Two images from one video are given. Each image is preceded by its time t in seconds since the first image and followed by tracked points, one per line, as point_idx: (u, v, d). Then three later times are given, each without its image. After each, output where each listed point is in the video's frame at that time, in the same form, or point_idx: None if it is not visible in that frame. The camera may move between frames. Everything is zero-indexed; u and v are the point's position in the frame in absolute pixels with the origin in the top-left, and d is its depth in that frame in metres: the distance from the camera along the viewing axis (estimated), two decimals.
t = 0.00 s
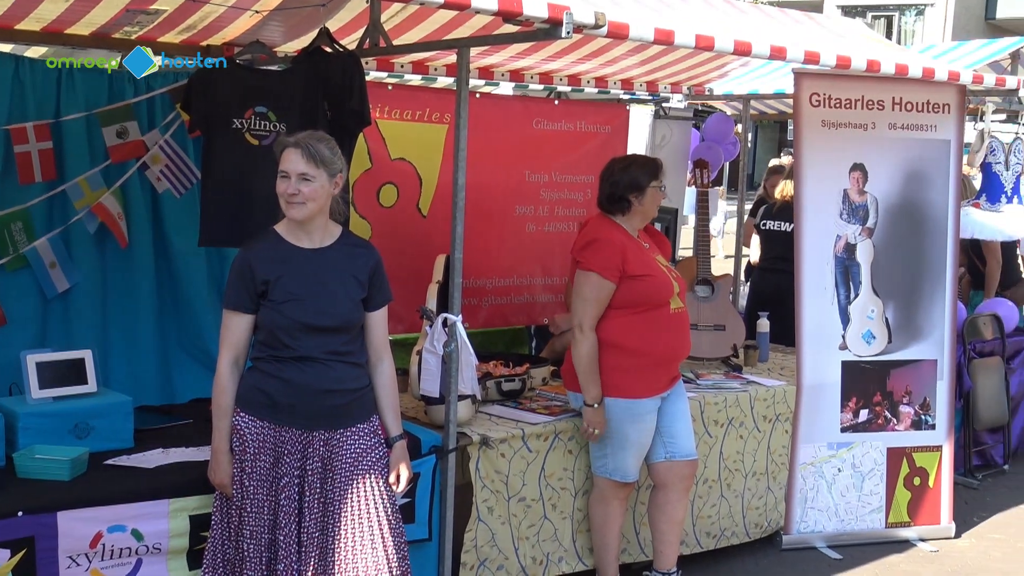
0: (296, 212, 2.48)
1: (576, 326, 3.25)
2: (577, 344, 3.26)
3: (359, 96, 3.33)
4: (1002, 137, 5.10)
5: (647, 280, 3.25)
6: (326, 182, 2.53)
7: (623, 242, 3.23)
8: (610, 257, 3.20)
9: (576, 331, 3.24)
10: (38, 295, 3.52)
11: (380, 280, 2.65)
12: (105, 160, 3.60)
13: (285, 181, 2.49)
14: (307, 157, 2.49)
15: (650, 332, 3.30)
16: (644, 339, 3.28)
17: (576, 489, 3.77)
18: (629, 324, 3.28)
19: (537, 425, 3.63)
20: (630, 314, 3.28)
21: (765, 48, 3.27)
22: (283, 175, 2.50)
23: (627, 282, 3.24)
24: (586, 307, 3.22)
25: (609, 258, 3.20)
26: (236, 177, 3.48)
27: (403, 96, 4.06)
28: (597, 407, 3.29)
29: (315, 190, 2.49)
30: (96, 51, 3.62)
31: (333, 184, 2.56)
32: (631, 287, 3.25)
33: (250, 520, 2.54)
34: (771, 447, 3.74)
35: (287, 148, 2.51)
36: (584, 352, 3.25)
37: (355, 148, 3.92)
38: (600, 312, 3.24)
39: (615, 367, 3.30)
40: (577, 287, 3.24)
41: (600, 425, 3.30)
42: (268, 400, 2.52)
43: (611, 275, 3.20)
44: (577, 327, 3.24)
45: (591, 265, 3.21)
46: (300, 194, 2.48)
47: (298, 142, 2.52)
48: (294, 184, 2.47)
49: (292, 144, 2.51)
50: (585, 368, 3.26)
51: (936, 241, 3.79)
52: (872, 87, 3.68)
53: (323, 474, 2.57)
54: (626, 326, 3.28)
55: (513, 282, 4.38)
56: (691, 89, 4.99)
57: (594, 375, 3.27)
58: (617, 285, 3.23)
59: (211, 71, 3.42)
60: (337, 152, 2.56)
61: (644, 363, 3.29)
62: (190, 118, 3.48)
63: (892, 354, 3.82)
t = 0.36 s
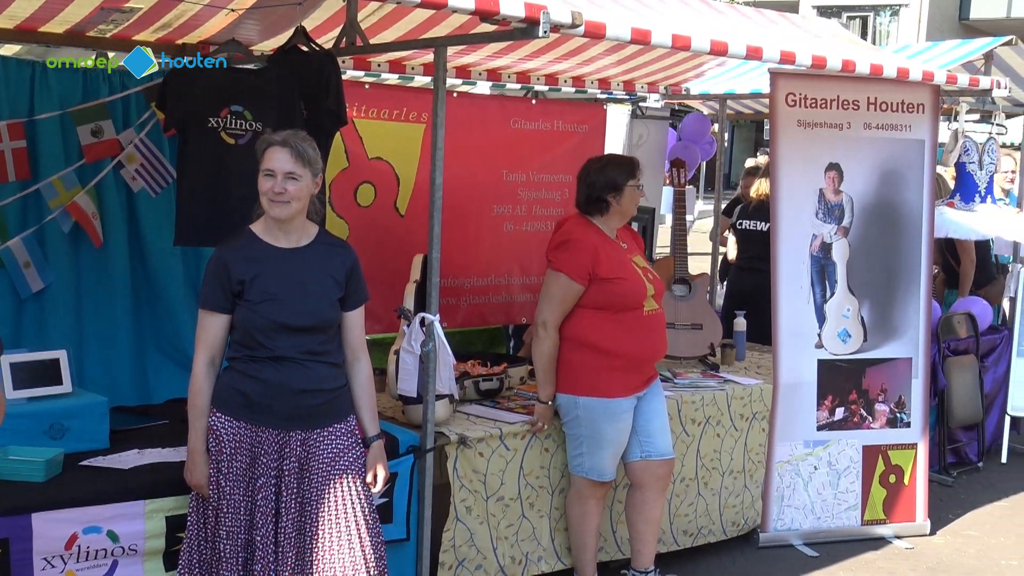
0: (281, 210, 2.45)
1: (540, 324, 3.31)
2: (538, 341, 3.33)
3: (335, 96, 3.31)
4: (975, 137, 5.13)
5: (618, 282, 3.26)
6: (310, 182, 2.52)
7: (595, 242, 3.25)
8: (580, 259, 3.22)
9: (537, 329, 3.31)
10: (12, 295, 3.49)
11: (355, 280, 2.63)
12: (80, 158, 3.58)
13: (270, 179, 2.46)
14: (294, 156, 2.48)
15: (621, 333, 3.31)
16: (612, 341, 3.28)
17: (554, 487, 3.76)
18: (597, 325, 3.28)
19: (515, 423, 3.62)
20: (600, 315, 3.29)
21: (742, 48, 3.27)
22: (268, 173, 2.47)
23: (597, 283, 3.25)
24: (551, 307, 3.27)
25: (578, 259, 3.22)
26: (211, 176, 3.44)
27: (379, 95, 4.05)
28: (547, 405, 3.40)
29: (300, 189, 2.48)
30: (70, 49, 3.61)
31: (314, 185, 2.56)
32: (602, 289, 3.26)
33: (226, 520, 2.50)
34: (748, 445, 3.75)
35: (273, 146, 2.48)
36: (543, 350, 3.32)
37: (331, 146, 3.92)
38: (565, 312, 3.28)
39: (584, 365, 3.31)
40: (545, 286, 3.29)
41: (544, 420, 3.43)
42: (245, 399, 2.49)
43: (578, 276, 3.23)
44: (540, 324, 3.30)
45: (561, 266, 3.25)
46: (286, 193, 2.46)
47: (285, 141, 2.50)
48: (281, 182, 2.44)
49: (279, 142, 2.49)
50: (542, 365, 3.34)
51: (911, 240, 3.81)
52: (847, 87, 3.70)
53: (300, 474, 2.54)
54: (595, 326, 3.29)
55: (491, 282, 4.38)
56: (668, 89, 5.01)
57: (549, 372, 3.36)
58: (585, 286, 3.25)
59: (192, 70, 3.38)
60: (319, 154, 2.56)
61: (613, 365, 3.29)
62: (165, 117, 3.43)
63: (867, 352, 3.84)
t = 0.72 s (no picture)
0: (267, 210, 2.44)
1: (525, 324, 3.30)
2: (523, 340, 3.32)
3: (318, 94, 3.27)
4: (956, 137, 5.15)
5: (605, 284, 3.25)
6: (294, 180, 2.51)
7: (582, 243, 3.24)
8: (566, 259, 3.21)
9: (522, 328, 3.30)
10: None
11: (338, 280, 2.61)
12: (61, 158, 3.56)
13: (255, 179, 2.44)
14: (278, 155, 2.46)
15: (605, 334, 3.30)
16: (597, 342, 3.28)
17: (538, 486, 3.74)
18: (582, 325, 3.28)
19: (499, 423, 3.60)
20: (585, 316, 3.28)
21: (725, 48, 3.28)
22: (253, 172, 2.45)
23: (582, 284, 3.25)
24: (536, 307, 3.26)
25: (564, 259, 3.21)
26: (194, 177, 3.43)
27: (362, 95, 4.06)
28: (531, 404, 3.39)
29: (286, 189, 2.47)
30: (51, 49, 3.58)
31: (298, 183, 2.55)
32: (588, 290, 3.25)
33: (209, 521, 2.49)
34: (731, 444, 3.76)
35: (258, 145, 2.47)
36: (527, 349, 3.31)
37: (314, 146, 3.92)
38: (550, 313, 3.27)
39: (568, 365, 3.31)
40: (531, 285, 3.28)
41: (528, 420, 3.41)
42: (229, 400, 2.48)
43: (565, 276, 3.22)
44: (526, 324, 3.29)
45: (547, 265, 3.24)
46: (273, 192, 2.45)
47: (269, 140, 2.49)
48: (267, 181, 2.43)
49: (263, 142, 2.48)
50: (527, 364, 3.34)
51: (894, 239, 3.83)
52: (830, 86, 3.72)
53: (283, 474, 2.53)
54: (579, 326, 3.29)
55: (475, 281, 4.39)
56: (651, 89, 5.03)
57: (534, 371, 3.35)
58: (571, 287, 3.24)
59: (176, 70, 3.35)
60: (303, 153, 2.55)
61: (597, 366, 3.29)
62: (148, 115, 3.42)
63: (850, 352, 3.85)
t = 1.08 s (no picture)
0: (232, 212, 2.41)
1: (516, 323, 3.31)
2: (514, 338, 3.33)
3: (305, 92, 3.27)
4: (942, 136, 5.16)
5: (597, 284, 3.24)
6: (259, 179, 2.44)
7: (573, 242, 3.24)
8: (556, 259, 3.21)
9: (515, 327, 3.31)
10: None
11: (322, 278, 2.58)
12: (45, 157, 3.55)
13: (215, 182, 2.43)
14: (235, 155, 2.41)
15: (597, 335, 3.29)
16: (588, 343, 3.27)
17: (525, 486, 3.73)
18: (573, 325, 3.28)
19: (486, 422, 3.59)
20: (577, 316, 3.28)
21: (710, 48, 3.28)
22: (215, 175, 2.43)
23: (574, 284, 3.24)
24: (527, 306, 3.26)
25: (555, 259, 3.21)
26: (181, 177, 3.40)
27: (347, 95, 4.06)
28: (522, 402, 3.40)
29: (250, 188, 2.42)
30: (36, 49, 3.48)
31: (269, 181, 2.48)
32: (579, 291, 3.25)
33: (189, 520, 2.49)
34: (718, 443, 3.77)
35: (216, 147, 2.44)
36: (518, 348, 3.32)
37: (301, 147, 3.92)
38: (541, 312, 3.27)
39: (558, 365, 3.31)
40: (523, 284, 3.28)
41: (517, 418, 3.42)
42: (212, 400, 2.46)
43: (557, 276, 3.21)
44: (517, 323, 3.30)
45: (538, 265, 3.24)
46: (229, 194, 2.41)
47: (231, 139, 2.44)
48: (222, 184, 2.40)
49: (225, 142, 2.43)
50: (518, 362, 3.34)
51: (879, 238, 3.84)
52: (816, 86, 3.73)
53: (265, 476, 2.51)
54: (571, 327, 3.29)
55: (462, 281, 4.39)
56: (638, 88, 5.03)
57: (525, 369, 3.36)
58: (562, 287, 3.24)
59: (161, 71, 3.33)
60: (270, 148, 2.48)
61: (588, 367, 3.29)
62: (133, 115, 3.40)
63: (836, 351, 3.86)
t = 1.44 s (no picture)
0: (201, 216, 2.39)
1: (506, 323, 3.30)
2: (504, 339, 3.32)
3: (293, 91, 3.28)
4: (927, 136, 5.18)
5: (587, 284, 3.24)
6: (212, 181, 2.36)
7: (564, 243, 3.24)
8: (547, 260, 3.20)
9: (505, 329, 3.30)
10: None
11: (307, 277, 2.43)
12: (31, 157, 3.54)
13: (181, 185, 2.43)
14: (185, 158, 2.35)
15: (587, 335, 3.29)
16: (579, 343, 3.27)
17: (513, 485, 3.72)
18: (563, 326, 3.27)
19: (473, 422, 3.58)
20: (567, 316, 3.27)
21: (697, 48, 3.28)
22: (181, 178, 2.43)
23: (565, 284, 3.24)
24: (517, 306, 3.25)
25: (545, 259, 3.21)
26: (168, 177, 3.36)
27: (334, 94, 4.06)
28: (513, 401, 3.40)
29: (209, 190, 2.36)
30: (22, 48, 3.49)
31: (228, 181, 2.37)
32: (570, 291, 3.24)
33: (167, 512, 2.51)
34: (705, 442, 3.78)
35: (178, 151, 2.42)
36: (508, 349, 3.31)
37: (289, 146, 3.92)
38: (531, 313, 3.26)
39: (548, 365, 3.30)
40: (513, 285, 3.27)
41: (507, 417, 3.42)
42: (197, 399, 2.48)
43: (547, 277, 3.21)
44: (507, 323, 3.29)
45: (529, 265, 3.23)
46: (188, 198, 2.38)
47: (189, 144, 2.38)
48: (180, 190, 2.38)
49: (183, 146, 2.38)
50: (509, 362, 3.33)
51: (866, 238, 3.85)
52: (803, 87, 3.74)
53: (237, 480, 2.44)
54: (561, 327, 3.28)
55: (450, 280, 4.40)
56: (625, 88, 5.04)
57: (515, 370, 3.35)
58: (553, 288, 3.23)
59: (157, 71, 3.31)
60: (225, 146, 2.37)
61: (578, 368, 3.29)
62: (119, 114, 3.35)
63: (823, 349, 3.87)
